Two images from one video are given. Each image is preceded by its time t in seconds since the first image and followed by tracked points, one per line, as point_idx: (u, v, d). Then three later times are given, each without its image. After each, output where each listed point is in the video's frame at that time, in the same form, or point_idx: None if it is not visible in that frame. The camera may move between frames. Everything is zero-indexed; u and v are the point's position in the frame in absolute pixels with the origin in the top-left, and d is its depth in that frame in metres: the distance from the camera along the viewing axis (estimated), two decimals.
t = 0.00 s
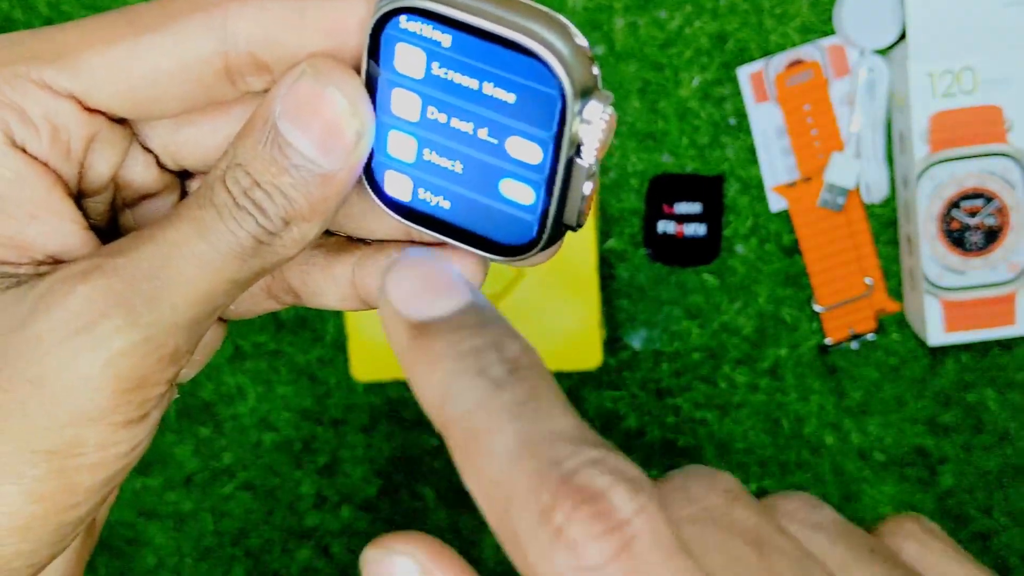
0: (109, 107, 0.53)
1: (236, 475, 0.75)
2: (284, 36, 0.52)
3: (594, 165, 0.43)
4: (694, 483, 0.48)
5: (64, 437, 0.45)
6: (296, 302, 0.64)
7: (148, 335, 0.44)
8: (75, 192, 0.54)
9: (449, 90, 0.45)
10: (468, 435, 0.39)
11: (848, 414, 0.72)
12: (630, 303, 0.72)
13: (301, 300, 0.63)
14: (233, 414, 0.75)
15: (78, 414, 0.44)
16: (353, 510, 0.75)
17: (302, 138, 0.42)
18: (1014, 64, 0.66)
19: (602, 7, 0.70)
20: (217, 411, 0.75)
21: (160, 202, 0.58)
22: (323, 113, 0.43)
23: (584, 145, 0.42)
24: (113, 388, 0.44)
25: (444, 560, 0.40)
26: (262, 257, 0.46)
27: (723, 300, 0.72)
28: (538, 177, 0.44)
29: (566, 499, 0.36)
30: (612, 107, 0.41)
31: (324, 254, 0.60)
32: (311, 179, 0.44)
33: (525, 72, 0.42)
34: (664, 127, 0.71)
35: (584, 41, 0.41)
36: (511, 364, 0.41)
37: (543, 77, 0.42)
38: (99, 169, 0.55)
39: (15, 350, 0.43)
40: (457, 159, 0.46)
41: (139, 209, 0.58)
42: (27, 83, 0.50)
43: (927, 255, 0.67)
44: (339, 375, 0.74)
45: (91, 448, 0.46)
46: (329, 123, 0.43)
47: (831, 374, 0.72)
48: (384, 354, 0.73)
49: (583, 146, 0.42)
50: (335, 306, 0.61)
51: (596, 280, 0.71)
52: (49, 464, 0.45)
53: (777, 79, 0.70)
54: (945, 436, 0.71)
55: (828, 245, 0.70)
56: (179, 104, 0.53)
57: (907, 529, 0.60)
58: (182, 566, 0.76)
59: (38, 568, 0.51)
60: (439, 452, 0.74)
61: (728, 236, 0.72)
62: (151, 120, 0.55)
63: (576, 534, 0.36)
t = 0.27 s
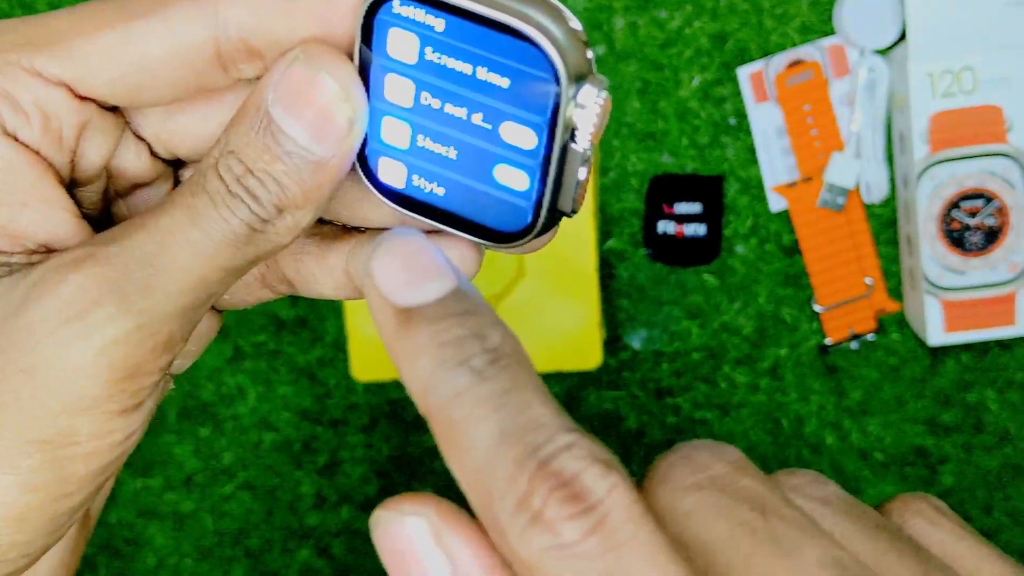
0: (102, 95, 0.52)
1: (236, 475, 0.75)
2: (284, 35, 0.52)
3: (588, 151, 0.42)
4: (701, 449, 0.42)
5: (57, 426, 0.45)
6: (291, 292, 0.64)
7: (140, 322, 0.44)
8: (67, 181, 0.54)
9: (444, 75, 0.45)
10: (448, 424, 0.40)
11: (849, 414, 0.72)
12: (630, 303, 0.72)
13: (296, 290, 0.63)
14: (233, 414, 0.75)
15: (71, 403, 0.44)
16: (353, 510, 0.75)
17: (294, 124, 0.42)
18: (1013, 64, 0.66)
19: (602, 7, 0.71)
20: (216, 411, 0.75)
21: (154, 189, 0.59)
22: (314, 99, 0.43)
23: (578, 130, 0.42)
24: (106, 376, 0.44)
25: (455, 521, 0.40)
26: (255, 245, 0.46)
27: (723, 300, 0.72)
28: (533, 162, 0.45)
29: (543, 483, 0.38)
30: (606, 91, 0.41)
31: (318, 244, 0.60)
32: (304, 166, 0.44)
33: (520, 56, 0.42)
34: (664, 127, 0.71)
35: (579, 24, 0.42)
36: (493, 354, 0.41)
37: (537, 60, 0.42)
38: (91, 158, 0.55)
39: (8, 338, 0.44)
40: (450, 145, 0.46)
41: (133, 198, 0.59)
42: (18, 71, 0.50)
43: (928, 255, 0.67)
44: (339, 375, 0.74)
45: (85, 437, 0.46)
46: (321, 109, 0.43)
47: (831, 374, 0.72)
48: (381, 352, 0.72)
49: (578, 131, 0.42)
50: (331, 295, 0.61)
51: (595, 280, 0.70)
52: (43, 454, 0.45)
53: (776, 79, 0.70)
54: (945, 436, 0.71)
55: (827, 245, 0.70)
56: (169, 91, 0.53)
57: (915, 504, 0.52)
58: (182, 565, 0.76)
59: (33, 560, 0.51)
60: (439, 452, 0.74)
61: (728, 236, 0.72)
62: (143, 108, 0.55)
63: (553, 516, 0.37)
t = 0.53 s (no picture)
0: (110, 98, 0.53)
1: (236, 475, 0.75)
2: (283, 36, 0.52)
3: (597, 157, 0.44)
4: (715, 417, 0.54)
5: (64, 428, 0.45)
6: (296, 296, 0.64)
7: (147, 327, 0.44)
8: (75, 184, 0.54)
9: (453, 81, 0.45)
10: (482, 301, 0.40)
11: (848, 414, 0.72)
12: (630, 303, 0.72)
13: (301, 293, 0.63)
14: (234, 414, 0.75)
15: (78, 406, 0.44)
16: (353, 510, 0.75)
17: (303, 129, 0.43)
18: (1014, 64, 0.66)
19: (602, 7, 0.70)
20: (217, 411, 0.75)
21: (161, 193, 0.59)
22: (322, 105, 0.43)
23: (588, 136, 0.43)
24: (112, 380, 0.44)
25: (476, 437, 0.44)
26: (264, 250, 0.46)
27: (723, 300, 0.72)
28: (541, 168, 0.45)
29: (569, 359, 0.40)
30: (616, 98, 0.42)
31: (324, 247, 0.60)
32: (312, 171, 0.44)
33: (532, 63, 0.43)
34: (664, 127, 0.71)
35: (589, 32, 0.42)
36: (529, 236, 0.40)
37: (549, 67, 0.43)
38: (98, 162, 0.55)
39: (14, 342, 0.43)
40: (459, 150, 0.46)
41: (139, 201, 0.59)
42: (28, 75, 0.50)
43: (927, 255, 0.67)
44: (339, 375, 0.74)
45: (91, 440, 0.46)
46: (329, 115, 0.43)
47: (831, 374, 0.72)
48: (384, 353, 0.73)
49: (587, 138, 0.43)
50: (336, 299, 0.61)
51: (594, 280, 0.70)
52: (49, 456, 0.45)
53: (776, 79, 0.70)
54: (945, 436, 0.71)
55: (829, 245, 0.70)
56: (177, 95, 0.53)
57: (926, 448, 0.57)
58: (183, 565, 0.76)
59: (37, 561, 0.51)
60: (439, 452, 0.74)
61: (728, 236, 0.72)
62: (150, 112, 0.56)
63: (577, 391, 0.39)
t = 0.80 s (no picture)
0: (104, 95, 0.53)
1: (236, 475, 0.75)
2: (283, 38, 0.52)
3: (592, 150, 0.43)
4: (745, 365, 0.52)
5: (59, 425, 0.45)
6: (291, 292, 0.64)
7: (142, 323, 0.44)
8: (67, 180, 0.54)
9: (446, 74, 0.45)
10: (512, 244, 0.38)
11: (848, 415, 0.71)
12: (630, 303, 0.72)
13: (295, 289, 0.63)
14: (233, 414, 0.75)
15: (73, 403, 0.44)
16: (353, 510, 0.75)
17: (294, 125, 0.43)
18: (1013, 65, 0.66)
19: (602, 7, 0.70)
20: (217, 411, 0.75)
21: (154, 189, 0.59)
22: (315, 100, 0.43)
23: (583, 127, 0.42)
24: (107, 377, 0.44)
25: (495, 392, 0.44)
26: (257, 245, 0.46)
27: (723, 300, 0.72)
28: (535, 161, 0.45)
29: (606, 310, 0.38)
30: (610, 91, 0.42)
31: (317, 243, 0.61)
32: (305, 166, 0.44)
33: (523, 56, 0.42)
34: (664, 127, 0.71)
35: (583, 24, 0.42)
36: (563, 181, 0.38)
37: (541, 61, 0.42)
38: (92, 158, 0.55)
39: (9, 339, 0.43)
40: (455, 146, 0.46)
41: (133, 197, 0.59)
42: (19, 71, 0.50)
43: (928, 255, 0.67)
44: (338, 375, 0.74)
45: (87, 437, 0.46)
46: (322, 110, 0.43)
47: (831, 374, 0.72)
48: (385, 352, 0.72)
49: (582, 130, 0.43)
50: (329, 296, 0.61)
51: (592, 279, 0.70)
52: (44, 453, 0.45)
53: (776, 79, 0.70)
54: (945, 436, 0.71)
55: (828, 245, 0.70)
56: (172, 91, 0.54)
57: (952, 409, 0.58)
58: (183, 566, 0.76)
59: (33, 559, 0.51)
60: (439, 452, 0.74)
61: (728, 236, 0.72)
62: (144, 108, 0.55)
63: (613, 344, 0.38)
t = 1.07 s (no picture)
0: (98, 87, 0.53)
1: (236, 475, 0.75)
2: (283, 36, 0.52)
3: (588, 143, 0.43)
4: (719, 421, 0.53)
5: (54, 418, 0.45)
6: (287, 286, 0.64)
7: (137, 315, 0.44)
8: (63, 173, 0.55)
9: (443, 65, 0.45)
10: (483, 354, 0.39)
11: (848, 414, 0.72)
12: (630, 304, 0.72)
13: (292, 283, 0.63)
14: (233, 414, 0.75)
15: (67, 395, 0.44)
16: (353, 510, 0.75)
17: (291, 116, 0.42)
18: (1013, 64, 0.66)
19: (602, 7, 0.70)
20: (216, 411, 0.75)
21: (151, 183, 0.59)
22: (311, 91, 0.43)
23: (579, 121, 0.42)
24: (101, 370, 0.44)
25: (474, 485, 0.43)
26: (254, 238, 0.46)
27: (723, 301, 0.72)
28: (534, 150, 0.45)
29: (577, 419, 0.39)
30: (607, 82, 0.41)
31: (314, 237, 0.60)
32: (301, 158, 0.44)
33: (518, 44, 0.43)
34: (664, 127, 0.71)
35: (579, 15, 0.42)
36: (531, 288, 0.39)
37: (537, 50, 0.42)
38: (87, 153, 0.55)
39: (5, 331, 0.43)
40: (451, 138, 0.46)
41: (130, 191, 0.59)
42: (14, 64, 0.50)
43: (927, 255, 0.67)
44: (339, 375, 0.74)
45: (81, 431, 0.46)
46: (318, 101, 0.43)
47: (831, 374, 0.72)
48: (384, 354, 0.72)
49: (578, 123, 0.42)
50: (327, 288, 0.61)
51: (596, 279, 0.69)
52: (38, 447, 0.45)
53: (776, 79, 0.70)
54: (945, 436, 0.71)
55: (828, 244, 0.70)
56: (166, 84, 0.54)
57: (928, 486, 0.57)
58: (183, 565, 0.76)
59: (31, 554, 0.51)
60: (439, 452, 0.74)
61: (728, 236, 0.72)
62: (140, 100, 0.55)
63: (586, 452, 0.39)
